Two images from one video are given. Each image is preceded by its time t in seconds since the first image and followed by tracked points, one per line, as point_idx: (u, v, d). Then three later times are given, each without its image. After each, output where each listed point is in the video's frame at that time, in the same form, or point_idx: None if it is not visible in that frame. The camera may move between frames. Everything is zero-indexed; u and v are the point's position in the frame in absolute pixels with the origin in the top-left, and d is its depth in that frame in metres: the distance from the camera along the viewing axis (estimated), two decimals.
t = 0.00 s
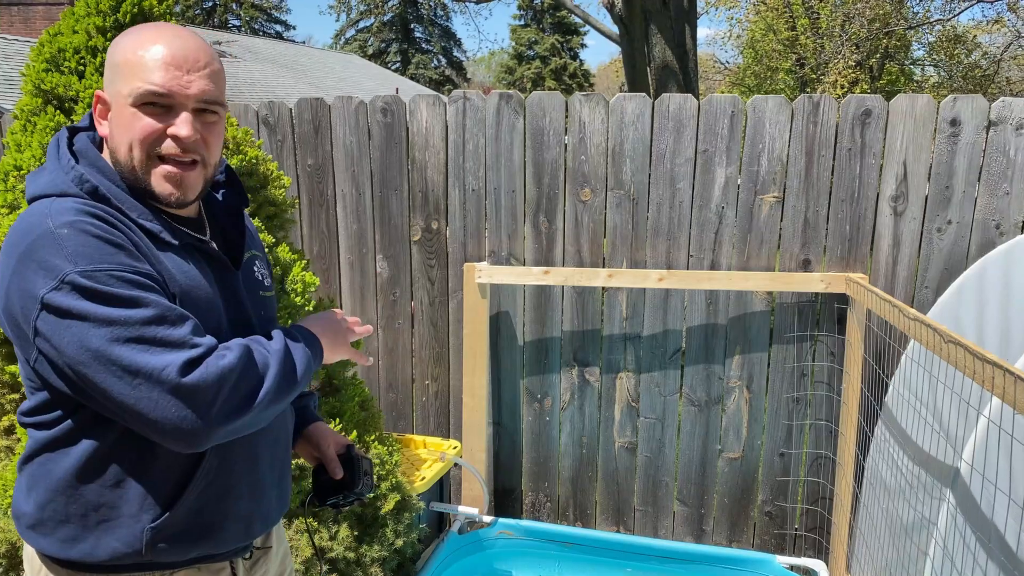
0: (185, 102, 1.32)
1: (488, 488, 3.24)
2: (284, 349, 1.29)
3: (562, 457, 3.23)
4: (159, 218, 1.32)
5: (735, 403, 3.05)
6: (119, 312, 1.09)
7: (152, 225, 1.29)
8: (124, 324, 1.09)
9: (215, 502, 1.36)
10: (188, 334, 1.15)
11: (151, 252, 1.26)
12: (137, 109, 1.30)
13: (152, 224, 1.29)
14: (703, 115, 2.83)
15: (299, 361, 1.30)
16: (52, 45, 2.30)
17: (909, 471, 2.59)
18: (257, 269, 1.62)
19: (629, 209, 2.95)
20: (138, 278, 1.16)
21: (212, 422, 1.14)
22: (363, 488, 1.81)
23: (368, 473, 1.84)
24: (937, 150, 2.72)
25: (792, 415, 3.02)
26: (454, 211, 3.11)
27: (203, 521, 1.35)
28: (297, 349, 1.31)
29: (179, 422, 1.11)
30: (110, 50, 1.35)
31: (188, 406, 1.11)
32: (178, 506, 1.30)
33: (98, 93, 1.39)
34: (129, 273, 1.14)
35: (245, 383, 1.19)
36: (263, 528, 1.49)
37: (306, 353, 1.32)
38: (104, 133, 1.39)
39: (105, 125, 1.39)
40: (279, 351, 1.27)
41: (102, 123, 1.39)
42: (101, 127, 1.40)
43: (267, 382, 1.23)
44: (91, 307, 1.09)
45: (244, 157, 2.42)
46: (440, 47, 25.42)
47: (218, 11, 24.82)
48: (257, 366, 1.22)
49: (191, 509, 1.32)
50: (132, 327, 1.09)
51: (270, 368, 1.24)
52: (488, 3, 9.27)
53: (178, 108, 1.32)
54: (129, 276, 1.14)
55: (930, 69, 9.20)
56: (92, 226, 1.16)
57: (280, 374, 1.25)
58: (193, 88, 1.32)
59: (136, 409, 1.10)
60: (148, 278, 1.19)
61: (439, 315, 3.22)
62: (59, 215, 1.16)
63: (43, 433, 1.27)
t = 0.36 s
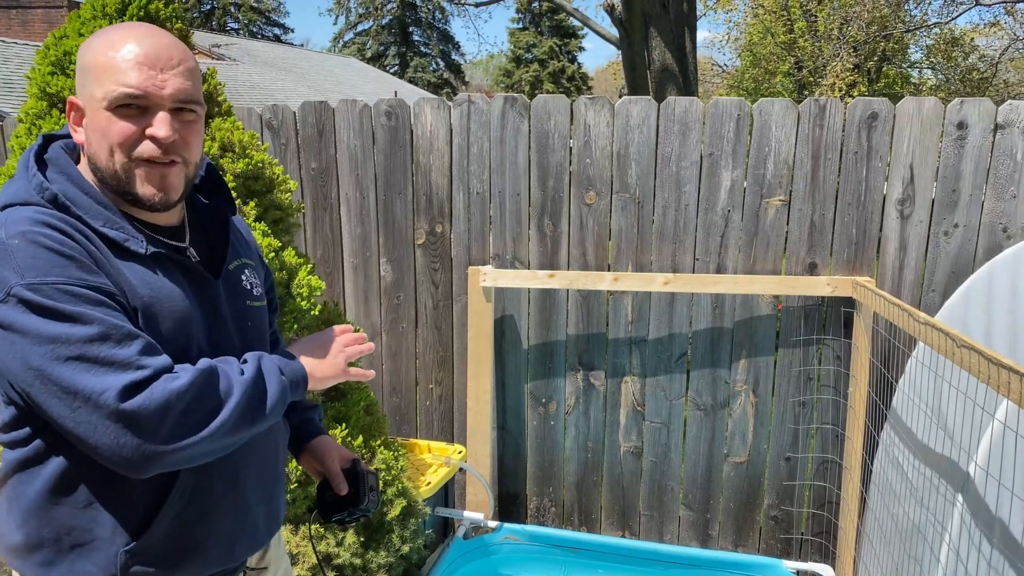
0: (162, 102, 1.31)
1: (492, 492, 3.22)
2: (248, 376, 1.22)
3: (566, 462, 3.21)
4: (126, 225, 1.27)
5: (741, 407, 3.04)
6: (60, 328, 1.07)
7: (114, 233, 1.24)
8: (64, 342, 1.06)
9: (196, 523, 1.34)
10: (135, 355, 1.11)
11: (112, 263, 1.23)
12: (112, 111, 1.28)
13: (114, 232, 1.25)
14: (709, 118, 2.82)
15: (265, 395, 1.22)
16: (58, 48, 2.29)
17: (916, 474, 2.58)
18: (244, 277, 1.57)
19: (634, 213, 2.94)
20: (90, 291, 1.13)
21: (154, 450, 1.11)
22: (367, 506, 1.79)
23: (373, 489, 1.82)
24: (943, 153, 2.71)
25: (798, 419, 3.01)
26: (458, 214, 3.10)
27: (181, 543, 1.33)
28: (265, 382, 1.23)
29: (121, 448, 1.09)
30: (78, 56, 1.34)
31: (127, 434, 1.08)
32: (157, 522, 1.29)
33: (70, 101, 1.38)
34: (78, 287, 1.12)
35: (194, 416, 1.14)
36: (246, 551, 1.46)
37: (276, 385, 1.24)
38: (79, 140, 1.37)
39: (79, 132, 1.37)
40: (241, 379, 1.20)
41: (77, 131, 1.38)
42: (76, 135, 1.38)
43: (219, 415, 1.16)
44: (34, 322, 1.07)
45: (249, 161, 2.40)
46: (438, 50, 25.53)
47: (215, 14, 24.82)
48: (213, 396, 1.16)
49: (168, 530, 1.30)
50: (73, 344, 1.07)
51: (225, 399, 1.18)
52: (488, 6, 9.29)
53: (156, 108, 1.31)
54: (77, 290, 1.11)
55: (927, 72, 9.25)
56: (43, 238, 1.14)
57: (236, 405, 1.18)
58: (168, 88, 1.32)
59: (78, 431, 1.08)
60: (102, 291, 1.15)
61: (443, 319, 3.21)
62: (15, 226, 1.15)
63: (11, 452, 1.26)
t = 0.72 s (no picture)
0: (169, 100, 1.30)
1: (497, 498, 3.20)
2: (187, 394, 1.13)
3: (571, 467, 3.19)
4: (112, 231, 1.26)
5: (747, 411, 3.02)
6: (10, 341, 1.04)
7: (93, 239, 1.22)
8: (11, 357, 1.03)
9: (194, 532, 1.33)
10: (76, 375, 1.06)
11: (93, 271, 1.21)
12: (119, 112, 1.27)
13: (97, 238, 1.23)
14: (715, 121, 2.81)
15: (197, 413, 1.12)
16: (61, 51, 2.28)
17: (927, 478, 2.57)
18: (253, 280, 1.55)
19: (640, 216, 2.93)
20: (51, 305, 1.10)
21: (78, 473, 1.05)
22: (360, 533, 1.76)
23: (373, 514, 1.79)
24: (951, 156, 2.70)
25: (805, 424, 2.99)
26: (462, 217, 3.09)
27: (177, 552, 1.32)
28: (202, 398, 1.13)
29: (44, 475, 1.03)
30: (81, 59, 1.33)
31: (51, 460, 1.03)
32: (155, 530, 1.28)
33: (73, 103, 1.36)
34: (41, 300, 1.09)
35: (123, 441, 1.07)
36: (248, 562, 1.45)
37: (213, 404, 1.13)
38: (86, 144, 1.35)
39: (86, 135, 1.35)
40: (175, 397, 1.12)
41: (83, 134, 1.36)
42: (82, 138, 1.36)
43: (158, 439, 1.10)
44: None
45: (253, 164, 2.39)
46: (439, 53, 25.54)
47: (215, 18, 24.84)
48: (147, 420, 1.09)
49: (163, 539, 1.30)
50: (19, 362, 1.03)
51: (158, 421, 1.10)
52: (489, 10, 9.30)
53: (162, 106, 1.29)
54: (38, 303, 1.09)
55: (928, 75, 9.25)
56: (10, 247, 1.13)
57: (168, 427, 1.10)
58: (174, 85, 1.31)
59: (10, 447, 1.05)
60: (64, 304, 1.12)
61: (448, 323, 3.19)
62: None
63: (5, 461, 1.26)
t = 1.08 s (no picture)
0: (192, 119, 1.32)
1: (498, 501, 3.19)
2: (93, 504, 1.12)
3: (573, 470, 3.18)
4: (115, 240, 1.28)
5: (750, 415, 3.00)
6: None
7: (93, 248, 1.24)
8: None
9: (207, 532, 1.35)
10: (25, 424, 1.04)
11: (92, 279, 1.22)
12: (141, 123, 1.29)
13: (99, 247, 1.25)
14: (718, 122, 2.80)
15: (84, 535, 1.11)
16: (60, 51, 2.27)
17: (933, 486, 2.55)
18: (266, 281, 1.55)
19: (642, 218, 2.91)
20: (16, 328, 1.12)
21: None
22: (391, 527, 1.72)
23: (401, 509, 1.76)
24: (956, 158, 2.69)
25: (808, 427, 2.97)
26: (463, 219, 3.07)
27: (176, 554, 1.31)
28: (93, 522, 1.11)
29: None
30: (111, 61, 1.34)
31: None
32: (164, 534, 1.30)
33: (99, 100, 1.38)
34: (9, 322, 1.12)
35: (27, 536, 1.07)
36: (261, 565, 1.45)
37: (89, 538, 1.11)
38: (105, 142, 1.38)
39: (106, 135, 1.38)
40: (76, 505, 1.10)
41: (103, 132, 1.39)
42: (101, 136, 1.39)
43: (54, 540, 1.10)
44: None
45: (253, 166, 2.37)
46: (439, 56, 25.50)
47: (216, 20, 24.86)
48: (50, 519, 1.09)
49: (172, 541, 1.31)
50: None
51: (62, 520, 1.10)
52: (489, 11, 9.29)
53: (185, 125, 1.31)
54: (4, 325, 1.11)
55: (929, 77, 9.24)
56: None
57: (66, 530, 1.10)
58: (200, 107, 1.32)
59: None
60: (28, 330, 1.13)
61: (449, 325, 3.18)
62: None
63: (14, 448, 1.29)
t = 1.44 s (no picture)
0: (177, 93, 1.32)
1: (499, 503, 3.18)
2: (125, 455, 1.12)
3: (574, 472, 3.16)
4: (124, 238, 1.27)
5: (752, 417, 2.99)
6: None
7: (102, 245, 1.24)
8: None
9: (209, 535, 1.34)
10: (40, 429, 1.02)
11: (101, 277, 1.22)
12: (128, 106, 1.29)
13: (107, 245, 1.25)
14: (720, 123, 2.79)
15: (127, 482, 1.12)
16: (60, 51, 2.26)
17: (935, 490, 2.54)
18: (278, 280, 1.54)
19: (644, 219, 2.90)
20: (25, 324, 1.10)
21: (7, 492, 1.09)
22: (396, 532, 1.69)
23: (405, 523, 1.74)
24: (959, 159, 2.68)
25: (810, 428, 2.96)
26: (464, 220, 3.06)
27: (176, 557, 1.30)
28: (132, 468, 1.11)
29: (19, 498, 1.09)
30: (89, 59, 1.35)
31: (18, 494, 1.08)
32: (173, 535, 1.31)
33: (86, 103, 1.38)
34: (18, 319, 1.10)
35: (60, 502, 1.09)
36: (266, 567, 1.46)
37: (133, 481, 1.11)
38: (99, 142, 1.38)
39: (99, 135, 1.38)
40: (107, 463, 1.10)
41: (96, 133, 1.39)
42: (95, 138, 1.39)
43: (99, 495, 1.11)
44: None
45: (254, 166, 2.36)
46: (439, 57, 25.48)
47: (216, 21, 24.86)
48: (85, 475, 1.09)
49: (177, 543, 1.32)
50: None
51: (97, 474, 1.11)
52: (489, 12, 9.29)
53: (171, 100, 1.31)
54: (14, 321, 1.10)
55: (929, 79, 9.23)
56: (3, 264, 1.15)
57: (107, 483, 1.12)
58: (182, 78, 1.32)
59: None
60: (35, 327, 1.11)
61: (449, 326, 3.17)
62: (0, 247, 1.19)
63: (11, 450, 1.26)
